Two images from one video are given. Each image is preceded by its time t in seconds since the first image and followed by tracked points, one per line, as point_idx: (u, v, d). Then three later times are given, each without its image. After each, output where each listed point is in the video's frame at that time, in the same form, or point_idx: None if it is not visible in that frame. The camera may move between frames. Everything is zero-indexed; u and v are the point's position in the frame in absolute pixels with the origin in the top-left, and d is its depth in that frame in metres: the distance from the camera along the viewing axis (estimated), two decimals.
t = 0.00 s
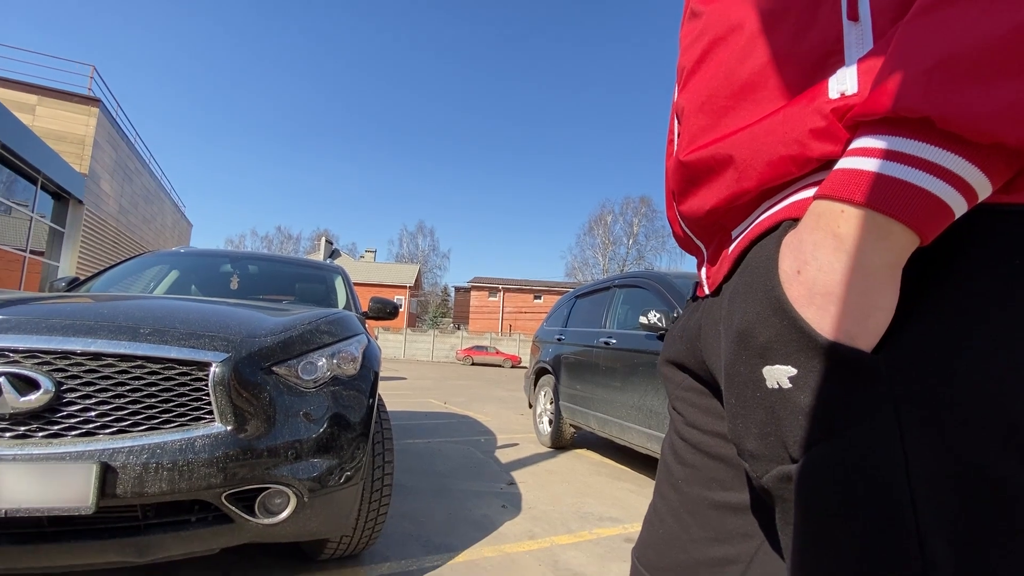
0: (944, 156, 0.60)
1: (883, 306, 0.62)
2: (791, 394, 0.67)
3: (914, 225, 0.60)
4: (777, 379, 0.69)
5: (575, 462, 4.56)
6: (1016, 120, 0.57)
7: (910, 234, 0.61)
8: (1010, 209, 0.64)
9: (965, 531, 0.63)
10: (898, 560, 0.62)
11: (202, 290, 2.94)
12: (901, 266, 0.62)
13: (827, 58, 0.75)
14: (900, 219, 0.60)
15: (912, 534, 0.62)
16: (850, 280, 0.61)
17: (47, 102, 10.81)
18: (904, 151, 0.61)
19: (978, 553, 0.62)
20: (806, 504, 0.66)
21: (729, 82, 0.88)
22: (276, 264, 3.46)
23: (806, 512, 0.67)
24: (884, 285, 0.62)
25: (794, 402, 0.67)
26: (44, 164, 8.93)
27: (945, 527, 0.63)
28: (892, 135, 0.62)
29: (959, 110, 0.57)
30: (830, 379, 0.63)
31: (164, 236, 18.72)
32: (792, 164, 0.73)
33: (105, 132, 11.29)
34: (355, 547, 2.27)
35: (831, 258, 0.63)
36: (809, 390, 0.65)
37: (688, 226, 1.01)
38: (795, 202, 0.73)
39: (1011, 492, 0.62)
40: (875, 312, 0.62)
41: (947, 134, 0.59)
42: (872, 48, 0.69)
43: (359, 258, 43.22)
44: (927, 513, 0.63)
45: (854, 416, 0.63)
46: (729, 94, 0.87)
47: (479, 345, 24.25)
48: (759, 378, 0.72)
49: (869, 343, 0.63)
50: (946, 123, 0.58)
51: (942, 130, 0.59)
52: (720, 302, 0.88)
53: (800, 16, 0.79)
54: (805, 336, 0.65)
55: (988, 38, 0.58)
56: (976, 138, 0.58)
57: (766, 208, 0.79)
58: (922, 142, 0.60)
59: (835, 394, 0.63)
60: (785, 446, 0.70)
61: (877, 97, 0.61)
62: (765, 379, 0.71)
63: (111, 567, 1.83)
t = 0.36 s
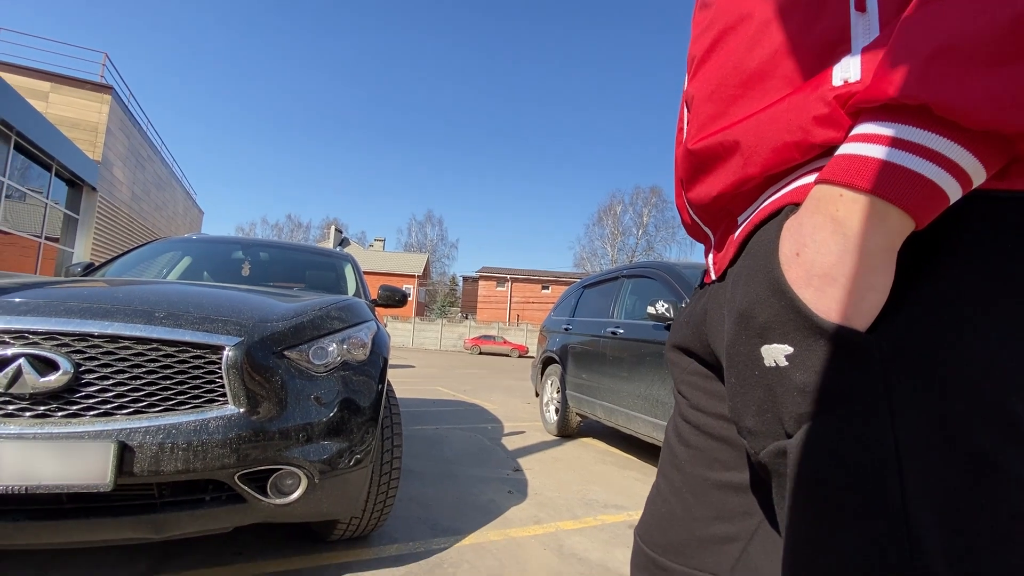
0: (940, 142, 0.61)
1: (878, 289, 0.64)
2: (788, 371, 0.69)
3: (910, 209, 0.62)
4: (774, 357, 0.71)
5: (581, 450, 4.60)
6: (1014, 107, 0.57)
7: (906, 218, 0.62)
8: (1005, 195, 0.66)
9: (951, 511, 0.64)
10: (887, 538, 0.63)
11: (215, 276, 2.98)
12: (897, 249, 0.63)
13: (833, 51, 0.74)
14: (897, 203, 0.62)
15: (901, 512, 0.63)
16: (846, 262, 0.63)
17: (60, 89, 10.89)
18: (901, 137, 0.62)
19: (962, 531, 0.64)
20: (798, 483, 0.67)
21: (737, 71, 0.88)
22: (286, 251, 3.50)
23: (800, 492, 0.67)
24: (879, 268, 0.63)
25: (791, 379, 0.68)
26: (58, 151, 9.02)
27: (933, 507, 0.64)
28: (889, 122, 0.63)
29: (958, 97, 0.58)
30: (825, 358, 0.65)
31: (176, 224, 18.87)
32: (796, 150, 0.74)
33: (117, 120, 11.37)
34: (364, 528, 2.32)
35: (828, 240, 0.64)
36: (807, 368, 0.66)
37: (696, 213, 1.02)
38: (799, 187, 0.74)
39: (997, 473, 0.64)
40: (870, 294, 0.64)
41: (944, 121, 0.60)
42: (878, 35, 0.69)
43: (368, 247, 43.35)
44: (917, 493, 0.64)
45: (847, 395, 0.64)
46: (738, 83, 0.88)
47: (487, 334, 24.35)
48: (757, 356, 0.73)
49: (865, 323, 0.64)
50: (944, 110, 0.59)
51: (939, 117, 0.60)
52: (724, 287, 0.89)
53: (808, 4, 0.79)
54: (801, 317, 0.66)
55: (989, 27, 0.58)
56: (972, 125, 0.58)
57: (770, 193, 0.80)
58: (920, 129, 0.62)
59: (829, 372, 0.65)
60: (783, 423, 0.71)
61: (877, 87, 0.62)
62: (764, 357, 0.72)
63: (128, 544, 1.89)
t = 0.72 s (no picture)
0: (927, 140, 0.61)
1: (862, 286, 0.64)
2: (773, 365, 0.70)
3: (895, 207, 0.62)
4: (761, 351, 0.71)
5: (577, 443, 4.62)
6: (1000, 104, 0.57)
7: (890, 216, 0.62)
8: (1008, 192, 0.65)
9: (936, 509, 0.65)
10: (871, 535, 0.64)
11: (212, 267, 2.98)
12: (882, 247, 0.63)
13: (828, 47, 0.74)
14: (882, 200, 0.62)
15: (885, 510, 0.64)
16: (832, 258, 0.63)
17: (58, 77, 10.82)
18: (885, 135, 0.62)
19: (947, 529, 0.65)
20: (784, 476, 0.68)
21: (733, 68, 0.88)
22: (285, 242, 3.49)
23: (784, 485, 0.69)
24: (864, 264, 0.63)
25: (778, 373, 0.69)
26: (55, 139, 8.97)
27: (918, 504, 0.64)
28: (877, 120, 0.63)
29: (942, 95, 0.58)
30: (808, 351, 0.66)
31: (174, 214, 18.80)
32: (787, 147, 0.74)
33: (115, 108, 11.30)
34: (361, 518, 2.34)
35: (814, 235, 0.65)
36: (796, 364, 0.67)
37: (692, 209, 1.02)
38: (788, 184, 0.74)
39: (984, 470, 0.64)
40: (855, 289, 0.64)
41: (929, 118, 0.60)
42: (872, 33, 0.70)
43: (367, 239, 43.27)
44: (902, 490, 0.64)
45: (832, 390, 0.65)
46: (734, 79, 0.88)
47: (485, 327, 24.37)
48: (745, 351, 0.74)
49: (849, 319, 0.64)
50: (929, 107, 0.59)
51: (924, 115, 0.60)
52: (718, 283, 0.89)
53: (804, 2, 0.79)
54: (786, 310, 0.67)
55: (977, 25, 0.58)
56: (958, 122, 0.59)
57: (762, 190, 0.80)
58: (906, 126, 0.62)
59: (812, 365, 0.66)
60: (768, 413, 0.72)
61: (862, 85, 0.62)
62: (751, 351, 0.73)
63: (124, 532, 1.90)
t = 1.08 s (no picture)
0: (925, 132, 0.61)
1: (859, 277, 0.64)
2: (769, 356, 0.70)
3: (892, 199, 0.62)
4: (757, 342, 0.72)
5: (570, 436, 4.64)
6: (999, 98, 0.58)
7: (888, 207, 0.63)
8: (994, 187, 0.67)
9: (923, 499, 0.66)
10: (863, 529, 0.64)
11: (205, 257, 2.96)
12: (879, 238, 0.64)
13: (826, 39, 0.75)
14: (880, 191, 0.62)
15: (878, 504, 0.65)
16: (831, 249, 0.63)
17: (46, 64, 10.67)
18: (885, 127, 0.62)
19: (932, 518, 0.67)
20: (775, 465, 0.69)
21: (733, 60, 0.88)
22: (278, 234, 3.48)
23: (776, 478, 0.69)
24: (860, 255, 0.64)
25: (773, 364, 0.70)
26: (44, 128, 8.85)
27: (907, 497, 0.66)
28: (877, 112, 0.63)
29: (943, 88, 0.58)
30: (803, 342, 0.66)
31: (166, 204, 18.64)
32: (786, 139, 0.74)
33: (105, 97, 11.17)
34: (354, 510, 2.34)
35: (812, 227, 0.65)
36: (789, 353, 0.68)
37: (687, 202, 1.02)
38: (785, 176, 0.75)
39: (969, 461, 0.66)
40: (851, 281, 0.64)
41: (929, 111, 0.60)
42: (871, 26, 0.70)
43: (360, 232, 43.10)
44: (893, 484, 0.65)
45: (826, 381, 0.65)
46: (733, 71, 0.88)
47: (479, 321, 24.38)
48: (739, 342, 0.74)
49: (846, 311, 0.65)
50: (927, 100, 0.59)
51: (924, 107, 0.60)
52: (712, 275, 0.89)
53: None
54: (783, 301, 0.67)
55: (974, 20, 0.59)
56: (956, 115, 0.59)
57: (759, 182, 0.81)
58: (906, 118, 0.62)
59: (807, 355, 0.66)
60: (761, 404, 0.73)
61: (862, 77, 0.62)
62: (747, 342, 0.73)
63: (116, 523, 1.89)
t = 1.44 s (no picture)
0: (928, 127, 0.61)
1: (859, 272, 0.64)
2: (766, 352, 0.70)
3: (895, 193, 0.62)
4: (754, 338, 0.72)
5: (564, 430, 4.65)
6: (1004, 91, 0.58)
7: (890, 202, 0.63)
8: (999, 186, 0.66)
9: (918, 495, 0.66)
10: (858, 525, 0.64)
11: (197, 250, 2.94)
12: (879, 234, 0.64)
13: (828, 32, 0.74)
14: (882, 186, 0.62)
15: (872, 499, 0.65)
16: (831, 244, 0.64)
17: (36, 53, 10.53)
18: (889, 120, 0.62)
19: (928, 515, 0.67)
20: (771, 458, 0.69)
21: (732, 52, 0.87)
22: (271, 227, 3.45)
23: (772, 471, 0.69)
24: (860, 251, 0.64)
25: (769, 360, 0.70)
26: (34, 118, 8.75)
27: (902, 490, 0.66)
28: (881, 105, 0.63)
29: (947, 80, 0.58)
30: (799, 337, 0.66)
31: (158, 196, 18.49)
32: (785, 132, 0.74)
33: (95, 87, 11.04)
34: (348, 504, 2.34)
35: (812, 222, 0.65)
36: (784, 348, 0.68)
37: (682, 195, 1.02)
38: (784, 170, 0.74)
39: (963, 456, 0.66)
40: (851, 276, 0.64)
41: (934, 105, 0.60)
42: (874, 19, 0.70)
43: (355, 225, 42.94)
44: (887, 479, 0.65)
45: (824, 374, 0.65)
46: (731, 63, 0.87)
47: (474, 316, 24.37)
48: (736, 338, 0.75)
49: (844, 306, 0.65)
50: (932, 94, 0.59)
51: (928, 100, 0.60)
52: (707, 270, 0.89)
53: None
54: (782, 297, 0.67)
55: (978, 14, 0.59)
56: (960, 110, 0.59)
57: (757, 175, 0.80)
58: (911, 112, 0.61)
59: (806, 351, 0.66)
60: (757, 401, 0.73)
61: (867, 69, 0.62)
62: (743, 337, 0.74)
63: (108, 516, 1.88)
